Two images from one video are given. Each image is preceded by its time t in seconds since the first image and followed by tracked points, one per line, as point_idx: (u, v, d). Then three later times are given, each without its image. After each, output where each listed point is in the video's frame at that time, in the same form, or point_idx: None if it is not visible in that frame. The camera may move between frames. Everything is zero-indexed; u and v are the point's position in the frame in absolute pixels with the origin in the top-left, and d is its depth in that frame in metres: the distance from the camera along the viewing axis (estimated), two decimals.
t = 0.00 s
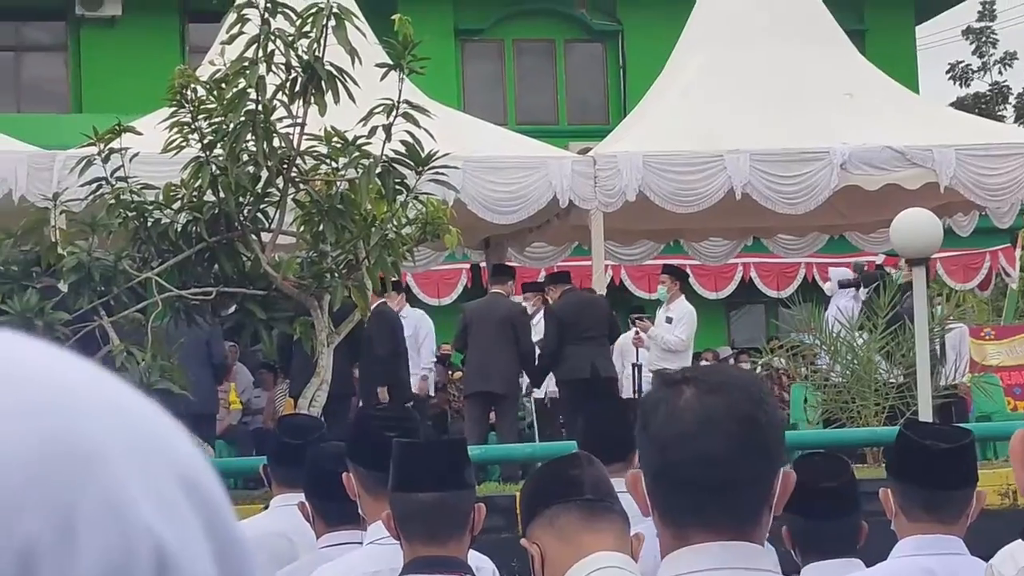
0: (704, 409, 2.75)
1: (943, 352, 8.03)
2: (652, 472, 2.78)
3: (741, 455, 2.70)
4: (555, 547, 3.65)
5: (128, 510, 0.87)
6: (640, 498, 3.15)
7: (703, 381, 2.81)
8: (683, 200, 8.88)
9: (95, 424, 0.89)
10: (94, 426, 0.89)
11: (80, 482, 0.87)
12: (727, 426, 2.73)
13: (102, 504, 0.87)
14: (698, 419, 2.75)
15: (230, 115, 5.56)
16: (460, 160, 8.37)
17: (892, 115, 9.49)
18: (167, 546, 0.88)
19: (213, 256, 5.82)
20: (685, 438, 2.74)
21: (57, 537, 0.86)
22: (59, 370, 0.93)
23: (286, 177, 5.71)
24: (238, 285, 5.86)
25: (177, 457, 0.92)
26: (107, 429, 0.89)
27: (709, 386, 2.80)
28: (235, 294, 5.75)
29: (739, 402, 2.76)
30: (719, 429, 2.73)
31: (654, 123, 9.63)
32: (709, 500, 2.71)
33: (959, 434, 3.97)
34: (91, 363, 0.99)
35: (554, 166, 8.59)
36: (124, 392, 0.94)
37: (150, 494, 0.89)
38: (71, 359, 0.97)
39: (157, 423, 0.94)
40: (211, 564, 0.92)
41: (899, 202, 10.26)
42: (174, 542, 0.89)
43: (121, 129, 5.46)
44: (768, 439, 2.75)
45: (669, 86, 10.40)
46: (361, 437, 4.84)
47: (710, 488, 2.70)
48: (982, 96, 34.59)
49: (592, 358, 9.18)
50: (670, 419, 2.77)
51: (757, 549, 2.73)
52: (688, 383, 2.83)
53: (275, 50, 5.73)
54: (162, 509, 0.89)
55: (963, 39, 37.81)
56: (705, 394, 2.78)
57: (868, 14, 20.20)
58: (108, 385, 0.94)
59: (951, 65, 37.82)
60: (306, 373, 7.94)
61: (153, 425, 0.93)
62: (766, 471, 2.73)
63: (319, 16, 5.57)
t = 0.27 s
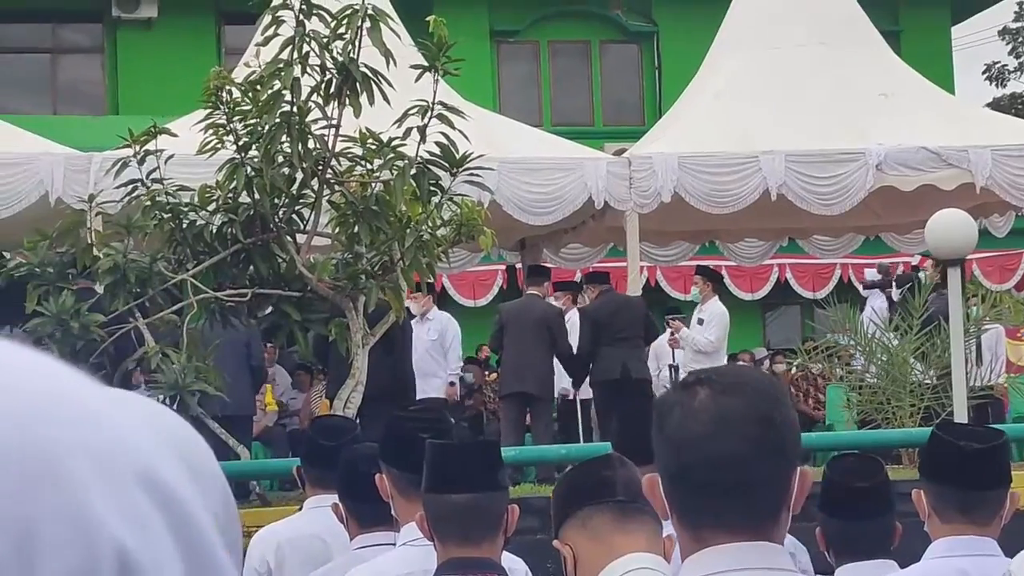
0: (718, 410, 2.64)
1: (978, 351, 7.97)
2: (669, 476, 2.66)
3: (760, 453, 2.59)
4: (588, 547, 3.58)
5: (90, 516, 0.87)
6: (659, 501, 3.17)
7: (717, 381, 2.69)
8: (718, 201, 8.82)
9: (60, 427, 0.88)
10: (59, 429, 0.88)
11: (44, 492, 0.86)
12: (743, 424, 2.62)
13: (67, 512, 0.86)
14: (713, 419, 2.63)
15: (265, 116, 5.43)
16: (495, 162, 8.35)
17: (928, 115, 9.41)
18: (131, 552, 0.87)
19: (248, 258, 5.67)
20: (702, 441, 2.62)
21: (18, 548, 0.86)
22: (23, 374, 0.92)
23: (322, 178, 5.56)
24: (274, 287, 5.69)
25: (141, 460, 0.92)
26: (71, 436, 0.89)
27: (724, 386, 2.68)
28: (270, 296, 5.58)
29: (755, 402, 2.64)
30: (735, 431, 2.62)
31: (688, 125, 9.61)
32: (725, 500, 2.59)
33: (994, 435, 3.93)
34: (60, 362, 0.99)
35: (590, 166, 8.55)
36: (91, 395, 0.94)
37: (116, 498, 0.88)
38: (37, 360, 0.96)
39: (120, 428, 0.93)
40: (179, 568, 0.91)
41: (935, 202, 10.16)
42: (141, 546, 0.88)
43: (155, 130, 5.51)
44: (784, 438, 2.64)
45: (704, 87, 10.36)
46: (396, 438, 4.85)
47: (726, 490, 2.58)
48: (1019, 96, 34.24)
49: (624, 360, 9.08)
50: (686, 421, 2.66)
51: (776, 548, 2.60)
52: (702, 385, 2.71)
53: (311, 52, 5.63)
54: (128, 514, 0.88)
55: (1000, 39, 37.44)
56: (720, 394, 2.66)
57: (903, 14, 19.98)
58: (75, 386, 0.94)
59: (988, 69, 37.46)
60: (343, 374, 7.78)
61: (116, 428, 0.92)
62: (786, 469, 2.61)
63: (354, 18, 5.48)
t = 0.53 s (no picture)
0: (745, 407, 2.63)
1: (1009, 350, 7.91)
2: (696, 475, 2.65)
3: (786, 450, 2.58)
4: (614, 545, 3.55)
5: (69, 508, 0.85)
6: (686, 498, 3.13)
7: (744, 379, 2.69)
8: (748, 200, 8.76)
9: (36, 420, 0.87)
10: (34, 423, 0.87)
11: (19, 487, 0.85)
12: (767, 420, 2.61)
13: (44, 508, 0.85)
14: (737, 416, 2.63)
15: (295, 115, 5.44)
16: (524, 160, 8.32)
17: (959, 112, 9.34)
18: (112, 544, 0.85)
19: (277, 256, 5.64)
20: (728, 437, 2.61)
21: None
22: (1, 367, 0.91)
23: (351, 176, 5.55)
24: (304, 285, 5.66)
25: (118, 454, 0.90)
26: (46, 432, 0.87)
27: (751, 383, 2.67)
28: (299, 295, 5.56)
29: (779, 398, 2.64)
30: (760, 426, 2.60)
31: (717, 123, 9.58)
32: (750, 497, 2.58)
33: (1020, 433, 3.90)
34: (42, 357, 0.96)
35: (619, 166, 8.51)
36: (71, 389, 0.92)
37: (92, 492, 0.86)
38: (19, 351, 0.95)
39: (97, 420, 0.91)
40: (162, 562, 0.89)
41: (966, 200, 10.08)
42: (122, 541, 0.86)
43: (185, 129, 5.53)
44: (811, 433, 2.63)
45: (733, 86, 10.31)
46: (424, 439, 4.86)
47: (754, 487, 2.57)
48: None
49: (652, 359, 9.02)
50: (711, 417, 2.64)
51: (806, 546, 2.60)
52: (728, 383, 2.70)
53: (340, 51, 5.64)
54: (106, 509, 0.86)
55: None
56: (747, 391, 2.65)
57: (933, 12, 19.76)
58: (54, 379, 0.92)
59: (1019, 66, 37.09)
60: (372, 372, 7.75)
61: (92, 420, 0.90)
62: (812, 465, 2.60)
63: (383, 16, 5.51)
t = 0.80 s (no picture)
0: (778, 411, 2.63)
1: None
2: (729, 481, 2.64)
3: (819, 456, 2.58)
4: (637, 551, 3.46)
5: (57, 516, 0.78)
6: (720, 504, 2.92)
7: (778, 384, 2.69)
8: (773, 205, 8.74)
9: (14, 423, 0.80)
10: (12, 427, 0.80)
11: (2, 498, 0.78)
12: (800, 426, 2.60)
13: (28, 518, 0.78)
14: (771, 421, 2.62)
15: (319, 121, 5.47)
16: (548, 165, 8.33)
17: (985, 117, 9.28)
18: (104, 555, 0.78)
19: (302, 261, 5.65)
20: (761, 443, 2.61)
21: None
22: None
23: (375, 182, 5.58)
24: (328, 291, 5.66)
25: (107, 455, 0.82)
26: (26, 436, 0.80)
27: (785, 388, 2.67)
28: (323, 299, 5.57)
29: (812, 403, 2.64)
30: (792, 431, 2.60)
31: (742, 128, 9.55)
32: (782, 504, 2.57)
33: None
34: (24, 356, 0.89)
35: (642, 171, 8.47)
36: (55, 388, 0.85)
37: (79, 496, 0.79)
38: None
39: (89, 418, 0.84)
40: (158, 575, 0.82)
41: (992, 205, 10.01)
42: (113, 552, 0.78)
43: (210, 135, 5.56)
44: (845, 437, 2.62)
45: (757, 92, 10.30)
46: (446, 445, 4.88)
47: (790, 492, 2.56)
48: None
49: (677, 364, 8.94)
50: (744, 423, 2.64)
51: (837, 553, 2.58)
52: (762, 388, 2.69)
53: (364, 58, 5.66)
54: (96, 518, 0.79)
55: None
56: (781, 396, 2.65)
57: (959, 16, 19.65)
58: (36, 379, 0.84)
59: None
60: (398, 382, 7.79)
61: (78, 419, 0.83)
62: (848, 471, 2.59)
63: (408, 22, 5.54)
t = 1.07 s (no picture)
0: (824, 411, 2.63)
1: None
2: (774, 479, 2.64)
3: (864, 456, 2.58)
4: (670, 553, 3.37)
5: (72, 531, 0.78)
6: (763, 503, 2.93)
7: (824, 384, 2.69)
8: (809, 206, 8.70)
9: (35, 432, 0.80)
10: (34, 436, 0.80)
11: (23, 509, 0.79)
12: (845, 425, 2.61)
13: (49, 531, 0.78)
14: (817, 421, 2.63)
15: (355, 122, 5.50)
16: (583, 166, 8.34)
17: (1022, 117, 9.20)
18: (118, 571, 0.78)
19: (337, 262, 5.69)
20: (807, 442, 2.61)
21: None
22: None
23: (410, 183, 5.61)
24: (363, 292, 5.70)
25: (126, 469, 0.82)
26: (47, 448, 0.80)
27: (831, 389, 2.68)
28: (359, 300, 5.59)
29: (858, 403, 2.64)
30: (838, 431, 2.60)
31: (777, 128, 9.50)
32: (826, 501, 2.57)
33: None
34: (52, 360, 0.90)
35: (676, 172, 8.47)
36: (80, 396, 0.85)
37: (94, 511, 0.79)
38: (26, 359, 0.88)
39: (110, 429, 0.83)
40: None
41: None
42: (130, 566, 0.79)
43: (246, 136, 5.59)
44: (889, 440, 2.62)
45: (792, 93, 10.27)
46: (480, 448, 4.91)
47: (834, 491, 2.56)
48: None
49: (712, 365, 8.84)
50: (790, 422, 2.65)
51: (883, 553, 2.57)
52: (808, 388, 2.70)
53: (399, 59, 5.67)
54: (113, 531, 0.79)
55: None
56: (827, 397, 2.66)
57: (995, 16, 19.50)
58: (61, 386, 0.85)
59: None
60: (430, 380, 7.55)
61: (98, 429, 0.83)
62: (893, 472, 2.60)
63: (443, 24, 5.56)
